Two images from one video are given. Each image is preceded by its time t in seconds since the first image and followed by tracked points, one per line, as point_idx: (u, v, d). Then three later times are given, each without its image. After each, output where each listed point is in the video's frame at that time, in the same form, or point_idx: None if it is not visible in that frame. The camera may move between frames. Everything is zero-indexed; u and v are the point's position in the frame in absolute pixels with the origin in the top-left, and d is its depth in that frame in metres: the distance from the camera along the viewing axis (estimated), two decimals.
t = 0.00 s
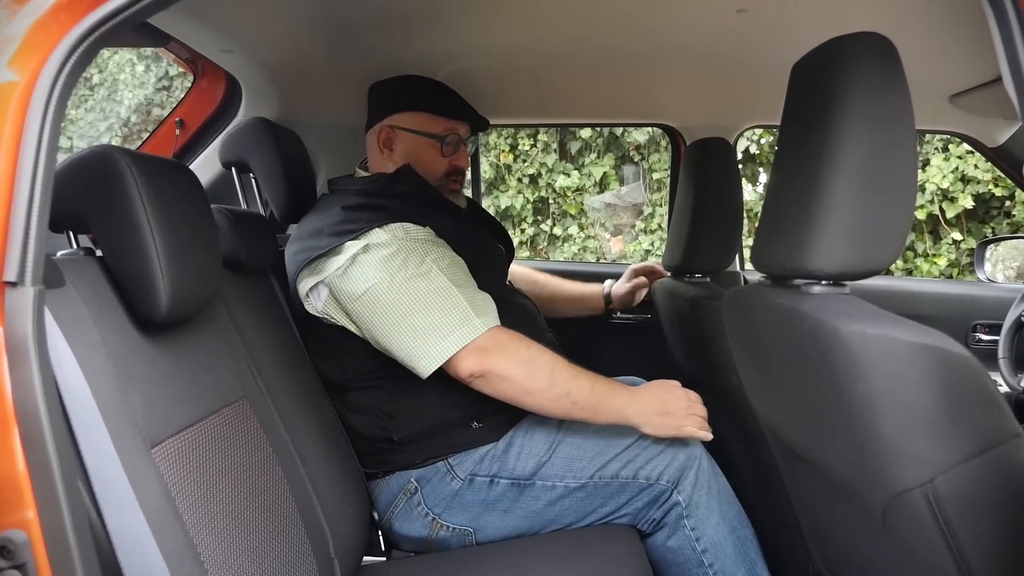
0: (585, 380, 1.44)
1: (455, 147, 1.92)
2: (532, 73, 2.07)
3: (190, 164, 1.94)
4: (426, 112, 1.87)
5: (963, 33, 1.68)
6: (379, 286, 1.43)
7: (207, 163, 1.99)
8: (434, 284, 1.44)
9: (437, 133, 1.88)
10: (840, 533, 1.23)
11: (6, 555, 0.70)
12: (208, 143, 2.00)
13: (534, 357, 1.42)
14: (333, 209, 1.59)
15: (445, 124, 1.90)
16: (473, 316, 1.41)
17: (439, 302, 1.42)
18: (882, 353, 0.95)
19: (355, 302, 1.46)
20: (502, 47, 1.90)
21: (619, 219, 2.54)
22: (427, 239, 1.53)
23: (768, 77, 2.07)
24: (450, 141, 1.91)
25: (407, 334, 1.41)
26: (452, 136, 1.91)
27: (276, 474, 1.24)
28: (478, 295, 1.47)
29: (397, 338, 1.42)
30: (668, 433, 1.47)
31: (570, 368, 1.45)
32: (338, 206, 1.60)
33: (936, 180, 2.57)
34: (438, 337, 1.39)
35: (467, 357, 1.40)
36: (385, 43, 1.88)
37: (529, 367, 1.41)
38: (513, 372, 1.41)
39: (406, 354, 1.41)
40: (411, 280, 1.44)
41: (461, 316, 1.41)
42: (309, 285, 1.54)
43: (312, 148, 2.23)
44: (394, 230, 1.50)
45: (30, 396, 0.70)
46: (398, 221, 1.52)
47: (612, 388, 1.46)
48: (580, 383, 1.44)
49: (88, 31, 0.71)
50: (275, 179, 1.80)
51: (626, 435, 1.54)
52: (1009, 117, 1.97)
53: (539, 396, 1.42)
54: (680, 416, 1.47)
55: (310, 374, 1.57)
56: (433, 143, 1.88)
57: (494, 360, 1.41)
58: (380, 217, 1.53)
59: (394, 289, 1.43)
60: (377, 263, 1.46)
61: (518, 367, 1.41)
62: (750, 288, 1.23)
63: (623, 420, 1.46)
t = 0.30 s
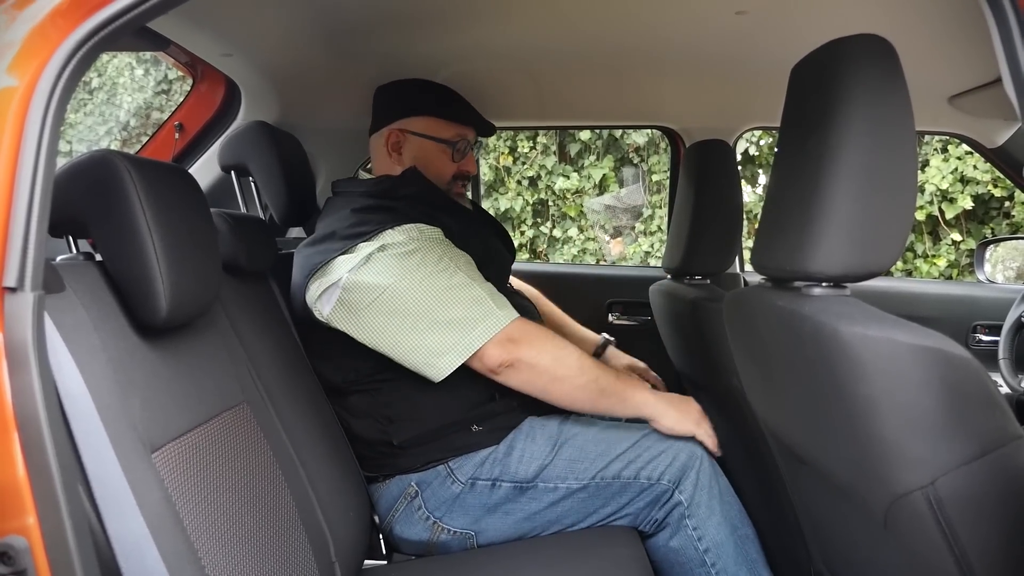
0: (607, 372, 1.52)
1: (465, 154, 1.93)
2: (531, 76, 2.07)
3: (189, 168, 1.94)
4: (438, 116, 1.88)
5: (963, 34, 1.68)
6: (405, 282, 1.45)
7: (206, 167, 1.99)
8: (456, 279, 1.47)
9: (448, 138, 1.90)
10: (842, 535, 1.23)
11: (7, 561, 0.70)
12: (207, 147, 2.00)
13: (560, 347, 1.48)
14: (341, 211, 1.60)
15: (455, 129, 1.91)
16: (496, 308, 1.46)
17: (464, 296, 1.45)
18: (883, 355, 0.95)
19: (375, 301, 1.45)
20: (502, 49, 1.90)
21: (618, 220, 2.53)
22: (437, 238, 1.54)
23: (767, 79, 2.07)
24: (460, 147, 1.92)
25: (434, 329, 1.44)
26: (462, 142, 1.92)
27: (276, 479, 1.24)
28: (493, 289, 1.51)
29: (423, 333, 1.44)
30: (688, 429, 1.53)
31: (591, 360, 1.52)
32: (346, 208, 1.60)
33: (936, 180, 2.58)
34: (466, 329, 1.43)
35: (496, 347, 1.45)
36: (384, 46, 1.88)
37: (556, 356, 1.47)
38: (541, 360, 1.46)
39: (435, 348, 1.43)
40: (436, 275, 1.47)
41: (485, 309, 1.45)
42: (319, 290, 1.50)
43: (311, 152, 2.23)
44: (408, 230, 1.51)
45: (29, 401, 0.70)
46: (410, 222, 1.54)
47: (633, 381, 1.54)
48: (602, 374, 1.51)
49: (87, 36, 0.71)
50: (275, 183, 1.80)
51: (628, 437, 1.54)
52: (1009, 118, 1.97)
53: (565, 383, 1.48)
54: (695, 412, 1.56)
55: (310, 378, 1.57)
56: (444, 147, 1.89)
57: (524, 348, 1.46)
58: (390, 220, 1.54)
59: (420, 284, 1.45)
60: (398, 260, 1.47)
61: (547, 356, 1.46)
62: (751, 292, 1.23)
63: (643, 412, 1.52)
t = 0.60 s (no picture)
0: (612, 362, 1.52)
1: (469, 157, 1.94)
2: (533, 78, 2.07)
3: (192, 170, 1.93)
4: (443, 120, 1.88)
5: (965, 36, 1.68)
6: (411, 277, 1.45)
7: (208, 170, 1.98)
8: (462, 275, 1.48)
9: (453, 141, 1.90)
10: (845, 537, 1.23)
11: (10, 563, 0.70)
12: (209, 150, 2.00)
13: (565, 341, 1.48)
14: (346, 211, 1.61)
15: (460, 132, 1.92)
16: (501, 304, 1.46)
17: (469, 291, 1.45)
18: (887, 357, 0.95)
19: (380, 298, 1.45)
20: (503, 51, 1.90)
21: (620, 222, 2.54)
22: (440, 238, 1.55)
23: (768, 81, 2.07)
24: (466, 150, 1.92)
25: (441, 324, 1.43)
26: (466, 145, 1.92)
27: (279, 481, 1.24)
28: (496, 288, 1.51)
29: (430, 327, 1.43)
30: (693, 417, 1.53)
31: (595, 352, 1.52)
32: (350, 208, 1.61)
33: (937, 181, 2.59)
34: (473, 325, 1.43)
35: (502, 343, 1.44)
36: (387, 49, 1.88)
37: (563, 349, 1.47)
38: (547, 354, 1.46)
39: (443, 342, 1.42)
40: (441, 271, 1.47)
41: (492, 304, 1.45)
42: (324, 290, 1.50)
43: (313, 153, 2.23)
44: (412, 228, 1.52)
45: (33, 403, 0.70)
46: (414, 221, 1.54)
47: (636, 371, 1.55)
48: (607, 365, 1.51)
49: (91, 39, 0.71)
50: (277, 184, 1.80)
51: (630, 438, 1.54)
52: (1010, 120, 1.96)
53: (574, 376, 1.48)
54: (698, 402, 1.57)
55: (312, 380, 1.57)
56: (449, 149, 1.89)
57: (531, 342, 1.45)
58: (396, 219, 1.55)
59: (426, 279, 1.46)
60: (403, 255, 1.48)
61: (554, 350, 1.46)
62: (755, 294, 1.22)
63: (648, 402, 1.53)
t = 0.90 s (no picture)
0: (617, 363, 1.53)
1: (464, 157, 1.94)
2: (535, 81, 2.08)
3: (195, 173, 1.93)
4: (436, 121, 1.88)
5: (967, 41, 1.68)
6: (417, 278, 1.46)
7: (211, 173, 1.99)
8: (467, 276, 1.49)
9: (446, 142, 1.90)
10: (848, 541, 1.22)
11: (14, 566, 0.70)
12: (211, 154, 2.00)
13: (571, 341, 1.48)
14: (349, 216, 1.61)
15: (453, 131, 1.91)
16: (506, 307, 1.46)
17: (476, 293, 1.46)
18: (891, 361, 0.95)
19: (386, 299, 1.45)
20: (506, 55, 1.91)
21: (622, 226, 2.51)
22: (443, 241, 1.55)
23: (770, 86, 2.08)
24: (460, 150, 1.92)
25: (448, 324, 1.44)
26: (460, 145, 1.92)
27: (281, 484, 1.24)
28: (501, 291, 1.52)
29: (437, 329, 1.44)
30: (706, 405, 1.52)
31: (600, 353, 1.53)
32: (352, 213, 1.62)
33: (939, 186, 2.59)
34: (479, 327, 1.43)
35: (508, 345, 1.44)
36: (390, 53, 1.89)
37: (570, 350, 1.47)
38: (553, 356, 1.46)
39: (449, 344, 1.43)
40: (447, 273, 1.48)
41: (497, 306, 1.46)
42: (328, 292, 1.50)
43: (316, 157, 2.24)
44: (416, 232, 1.52)
45: (37, 406, 0.70)
46: (417, 226, 1.55)
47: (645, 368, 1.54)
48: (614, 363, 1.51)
49: (97, 42, 0.72)
50: (280, 187, 1.80)
51: (633, 442, 1.53)
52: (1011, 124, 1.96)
53: (580, 378, 1.48)
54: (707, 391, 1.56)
55: (315, 383, 1.58)
56: (442, 151, 1.89)
57: (537, 344, 1.46)
58: (400, 222, 1.55)
59: (432, 281, 1.46)
60: (408, 257, 1.48)
61: (560, 351, 1.46)
62: (757, 298, 1.23)
63: (660, 397, 1.52)
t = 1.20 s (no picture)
0: (584, 392, 1.51)
1: (438, 149, 1.92)
2: (536, 82, 2.08)
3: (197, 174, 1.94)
4: (408, 117, 1.92)
5: (968, 42, 1.68)
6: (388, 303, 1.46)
7: (213, 173, 2.00)
8: (441, 300, 1.47)
9: (416, 135, 1.91)
10: (849, 543, 1.22)
11: (15, 566, 0.70)
12: (213, 155, 2.01)
13: (540, 371, 1.47)
14: (341, 220, 1.62)
15: (424, 125, 1.92)
16: (481, 331, 1.45)
17: (448, 316, 1.45)
18: (891, 363, 0.95)
19: (365, 314, 1.48)
20: (507, 56, 1.91)
21: (623, 227, 2.51)
22: (432, 251, 1.55)
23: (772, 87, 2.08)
24: (431, 142, 1.91)
25: (417, 347, 1.43)
26: (434, 137, 1.92)
27: (282, 485, 1.24)
28: (483, 309, 1.51)
29: (407, 348, 1.44)
30: (666, 439, 1.53)
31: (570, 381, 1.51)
32: (346, 218, 1.63)
33: (941, 187, 2.59)
34: (450, 350, 1.42)
35: (475, 372, 1.43)
36: (391, 54, 1.89)
37: (537, 380, 1.46)
38: (520, 385, 1.44)
39: (418, 364, 1.43)
40: (421, 295, 1.46)
41: (471, 331, 1.44)
42: (317, 295, 1.55)
43: (317, 158, 2.24)
44: (404, 241, 1.53)
45: (39, 405, 0.70)
46: (408, 233, 1.56)
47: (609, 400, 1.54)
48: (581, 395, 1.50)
49: (98, 43, 0.72)
50: (281, 188, 1.80)
51: (634, 446, 1.53)
52: (1014, 126, 1.96)
53: (546, 408, 1.46)
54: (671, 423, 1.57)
55: (317, 385, 1.58)
56: (411, 146, 1.91)
57: (504, 373, 1.44)
58: (389, 228, 1.56)
59: (405, 304, 1.46)
60: (384, 277, 1.48)
61: (525, 381, 1.44)
62: (757, 299, 1.23)
63: (623, 429, 1.52)
